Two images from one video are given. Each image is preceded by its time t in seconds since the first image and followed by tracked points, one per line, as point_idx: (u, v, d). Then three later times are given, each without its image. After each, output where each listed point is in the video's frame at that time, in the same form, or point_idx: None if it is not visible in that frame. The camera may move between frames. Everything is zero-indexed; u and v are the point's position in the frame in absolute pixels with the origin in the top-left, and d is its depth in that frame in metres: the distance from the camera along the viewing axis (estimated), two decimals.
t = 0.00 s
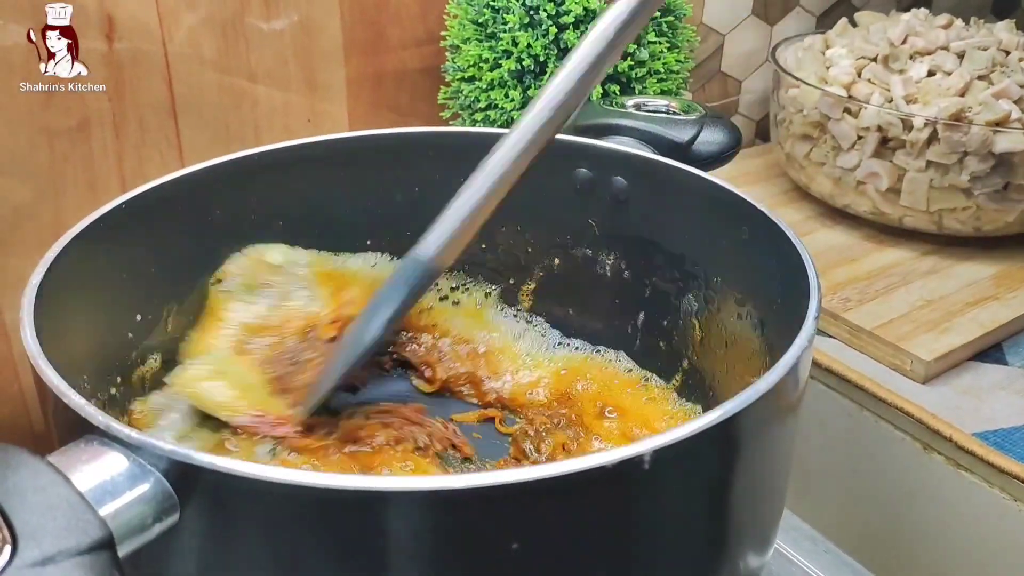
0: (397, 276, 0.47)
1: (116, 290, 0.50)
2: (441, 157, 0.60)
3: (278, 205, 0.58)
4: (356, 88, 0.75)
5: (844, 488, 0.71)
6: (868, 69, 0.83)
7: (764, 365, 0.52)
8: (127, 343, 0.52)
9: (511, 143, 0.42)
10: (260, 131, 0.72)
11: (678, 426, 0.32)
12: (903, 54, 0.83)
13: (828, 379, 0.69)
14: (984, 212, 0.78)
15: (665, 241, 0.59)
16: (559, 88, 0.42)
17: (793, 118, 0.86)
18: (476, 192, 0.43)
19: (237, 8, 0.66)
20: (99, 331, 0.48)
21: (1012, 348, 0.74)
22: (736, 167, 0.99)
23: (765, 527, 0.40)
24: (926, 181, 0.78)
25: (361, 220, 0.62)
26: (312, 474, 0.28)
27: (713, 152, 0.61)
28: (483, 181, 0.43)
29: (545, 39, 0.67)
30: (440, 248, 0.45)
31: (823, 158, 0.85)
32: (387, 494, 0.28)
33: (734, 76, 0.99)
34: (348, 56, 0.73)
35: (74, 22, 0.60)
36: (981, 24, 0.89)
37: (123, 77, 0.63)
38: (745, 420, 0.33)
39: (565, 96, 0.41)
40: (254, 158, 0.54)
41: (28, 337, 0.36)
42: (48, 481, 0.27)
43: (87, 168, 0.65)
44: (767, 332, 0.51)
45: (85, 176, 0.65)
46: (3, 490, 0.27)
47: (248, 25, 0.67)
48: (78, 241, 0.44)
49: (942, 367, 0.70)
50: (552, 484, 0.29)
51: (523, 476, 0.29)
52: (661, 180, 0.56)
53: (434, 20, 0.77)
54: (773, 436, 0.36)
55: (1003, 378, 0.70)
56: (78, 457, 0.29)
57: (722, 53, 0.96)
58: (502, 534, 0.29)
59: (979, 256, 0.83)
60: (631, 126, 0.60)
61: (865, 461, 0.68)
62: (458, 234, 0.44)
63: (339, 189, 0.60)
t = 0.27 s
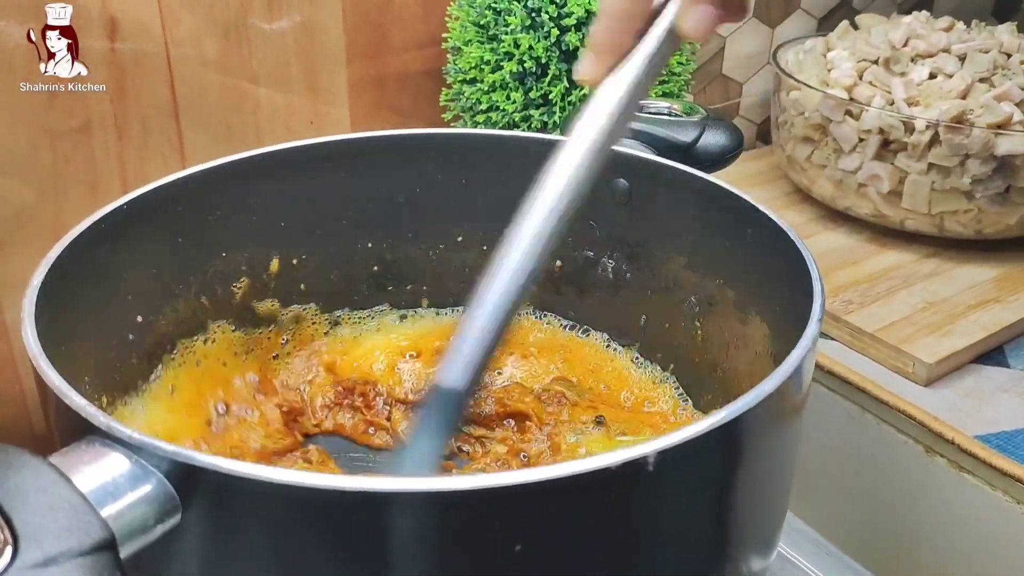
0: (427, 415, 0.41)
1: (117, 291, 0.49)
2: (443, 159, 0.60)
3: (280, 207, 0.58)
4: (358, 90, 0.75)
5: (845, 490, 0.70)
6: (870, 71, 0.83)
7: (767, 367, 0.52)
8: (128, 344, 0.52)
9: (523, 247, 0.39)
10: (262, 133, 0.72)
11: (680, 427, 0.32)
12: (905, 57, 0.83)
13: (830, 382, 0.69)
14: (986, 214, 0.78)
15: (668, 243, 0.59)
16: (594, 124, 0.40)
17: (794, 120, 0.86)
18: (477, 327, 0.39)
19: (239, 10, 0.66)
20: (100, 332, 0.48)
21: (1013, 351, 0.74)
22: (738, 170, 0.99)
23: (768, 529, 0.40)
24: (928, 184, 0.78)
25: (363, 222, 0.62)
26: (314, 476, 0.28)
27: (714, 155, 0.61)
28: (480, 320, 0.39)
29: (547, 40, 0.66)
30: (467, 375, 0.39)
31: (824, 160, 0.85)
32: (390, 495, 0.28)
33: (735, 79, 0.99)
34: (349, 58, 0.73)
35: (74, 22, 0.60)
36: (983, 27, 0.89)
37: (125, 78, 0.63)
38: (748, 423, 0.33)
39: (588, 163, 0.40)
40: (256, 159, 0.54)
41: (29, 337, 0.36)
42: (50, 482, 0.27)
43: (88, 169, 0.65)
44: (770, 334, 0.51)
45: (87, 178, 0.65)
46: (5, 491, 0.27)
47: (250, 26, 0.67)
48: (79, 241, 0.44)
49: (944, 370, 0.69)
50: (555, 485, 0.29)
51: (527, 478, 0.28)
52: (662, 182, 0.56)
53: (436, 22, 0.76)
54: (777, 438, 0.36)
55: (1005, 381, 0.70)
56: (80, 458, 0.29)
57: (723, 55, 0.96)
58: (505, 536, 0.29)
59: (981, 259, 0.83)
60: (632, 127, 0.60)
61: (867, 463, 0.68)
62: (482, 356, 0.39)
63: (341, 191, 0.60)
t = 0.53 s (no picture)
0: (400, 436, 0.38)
1: (119, 291, 0.49)
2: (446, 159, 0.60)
3: (282, 207, 0.58)
4: (360, 91, 0.75)
5: (848, 492, 0.70)
6: (872, 73, 0.83)
7: (770, 368, 0.52)
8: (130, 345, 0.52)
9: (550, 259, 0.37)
10: (264, 134, 0.72)
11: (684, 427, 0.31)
12: (906, 58, 0.83)
13: (833, 383, 0.69)
14: (988, 216, 0.78)
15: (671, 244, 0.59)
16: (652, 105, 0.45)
17: (796, 122, 0.86)
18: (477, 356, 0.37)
19: (241, 11, 0.66)
20: (102, 333, 0.48)
21: (1016, 352, 0.74)
22: (739, 171, 0.99)
23: (772, 529, 0.39)
24: (930, 185, 0.78)
25: (365, 222, 0.62)
26: (318, 475, 0.28)
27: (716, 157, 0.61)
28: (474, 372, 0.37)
29: (549, 41, 0.66)
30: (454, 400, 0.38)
31: (826, 161, 0.85)
32: (396, 494, 0.27)
33: (736, 80, 0.99)
34: (352, 59, 0.73)
35: (74, 23, 0.60)
36: (985, 28, 0.89)
37: (128, 79, 0.63)
38: (752, 422, 0.33)
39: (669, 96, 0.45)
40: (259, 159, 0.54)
41: (33, 337, 0.36)
42: (55, 480, 0.27)
43: (91, 170, 0.65)
44: (773, 334, 0.51)
45: (89, 179, 0.65)
46: (9, 489, 0.27)
47: (253, 27, 0.67)
48: (81, 241, 0.44)
49: (946, 371, 0.69)
50: (559, 485, 0.29)
51: (532, 477, 0.28)
52: (666, 182, 0.56)
53: (439, 24, 0.76)
54: (781, 437, 0.36)
55: (1008, 382, 0.70)
56: (85, 457, 0.29)
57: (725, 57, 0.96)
58: (509, 536, 0.29)
59: (983, 260, 0.82)
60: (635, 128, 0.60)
61: (869, 464, 0.68)
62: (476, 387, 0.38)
63: (343, 191, 0.60)
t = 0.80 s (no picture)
0: (343, 334, 0.50)
1: (113, 291, 0.49)
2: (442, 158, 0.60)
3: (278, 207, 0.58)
4: (357, 91, 0.75)
5: (845, 491, 0.70)
6: (869, 73, 0.83)
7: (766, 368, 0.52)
8: (125, 344, 0.52)
9: (445, 185, 0.47)
10: (261, 133, 0.71)
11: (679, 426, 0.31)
12: (904, 59, 0.83)
13: (830, 383, 0.69)
14: (985, 216, 0.78)
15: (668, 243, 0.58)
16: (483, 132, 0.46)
17: (794, 122, 0.86)
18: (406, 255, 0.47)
19: (238, 10, 0.65)
20: (97, 333, 0.48)
21: (1013, 352, 0.74)
22: (737, 171, 0.99)
23: (769, 529, 0.39)
24: (927, 185, 0.78)
25: (361, 222, 0.62)
26: (311, 473, 0.28)
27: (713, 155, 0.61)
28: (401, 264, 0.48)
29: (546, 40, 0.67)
30: (385, 309, 0.48)
31: (823, 161, 0.85)
32: (389, 493, 0.27)
33: (734, 80, 0.99)
34: (349, 58, 0.73)
35: (74, 23, 0.60)
36: (982, 28, 0.89)
37: (124, 79, 0.63)
38: (749, 421, 0.33)
39: (466, 167, 0.46)
40: (255, 159, 0.54)
41: (25, 336, 0.36)
42: (46, 479, 0.27)
43: (87, 171, 0.64)
44: (769, 334, 0.51)
45: (86, 179, 0.65)
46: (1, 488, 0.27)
47: (250, 27, 0.67)
48: (75, 240, 0.44)
49: (944, 371, 0.69)
50: (553, 484, 0.28)
51: (527, 475, 0.28)
52: (663, 181, 0.55)
53: (435, 23, 0.76)
54: (777, 436, 0.36)
55: (1005, 382, 0.70)
56: (76, 455, 0.29)
57: (722, 57, 0.96)
58: (503, 534, 0.29)
59: (981, 260, 0.82)
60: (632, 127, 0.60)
61: (866, 464, 0.68)
62: (401, 295, 0.48)
63: (339, 190, 0.60)
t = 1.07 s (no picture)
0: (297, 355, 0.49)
1: (118, 301, 0.49)
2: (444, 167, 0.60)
3: (281, 216, 0.58)
4: (359, 99, 0.75)
5: (848, 498, 0.70)
6: (871, 78, 0.83)
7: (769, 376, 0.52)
8: (129, 354, 0.52)
9: (429, 206, 0.46)
10: (264, 142, 0.72)
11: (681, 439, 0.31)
12: (906, 64, 0.83)
13: (833, 390, 0.69)
14: (988, 221, 0.78)
15: (671, 252, 0.59)
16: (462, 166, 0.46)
17: (796, 128, 0.86)
18: (376, 279, 0.46)
19: (241, 19, 0.66)
20: (102, 343, 0.48)
21: (1016, 359, 0.73)
22: (740, 177, 0.99)
23: (771, 540, 0.39)
24: (930, 191, 0.78)
25: (364, 230, 0.62)
26: (316, 487, 0.28)
27: (716, 163, 0.61)
28: (365, 291, 0.46)
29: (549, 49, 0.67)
30: (348, 331, 0.47)
31: (826, 167, 0.85)
32: (392, 508, 0.27)
33: (736, 86, 0.99)
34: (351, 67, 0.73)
35: (74, 23, 0.60)
36: (984, 33, 0.89)
37: (127, 87, 0.63)
38: (751, 433, 0.33)
39: (455, 190, 0.46)
40: (258, 168, 0.54)
41: (30, 350, 0.36)
42: (53, 495, 0.27)
43: (90, 179, 0.65)
44: (771, 343, 0.51)
45: (88, 188, 0.65)
46: (7, 505, 0.27)
47: (253, 36, 0.67)
48: (80, 251, 0.44)
49: (947, 377, 0.69)
50: (558, 496, 0.28)
51: (530, 490, 0.28)
52: (665, 189, 0.55)
53: (437, 31, 0.77)
54: (780, 447, 0.36)
55: (1008, 388, 0.70)
56: (83, 471, 0.29)
57: (724, 63, 0.96)
58: (506, 548, 0.29)
59: (984, 266, 0.82)
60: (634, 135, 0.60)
61: (870, 471, 0.68)
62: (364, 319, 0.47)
63: (342, 199, 0.60)
